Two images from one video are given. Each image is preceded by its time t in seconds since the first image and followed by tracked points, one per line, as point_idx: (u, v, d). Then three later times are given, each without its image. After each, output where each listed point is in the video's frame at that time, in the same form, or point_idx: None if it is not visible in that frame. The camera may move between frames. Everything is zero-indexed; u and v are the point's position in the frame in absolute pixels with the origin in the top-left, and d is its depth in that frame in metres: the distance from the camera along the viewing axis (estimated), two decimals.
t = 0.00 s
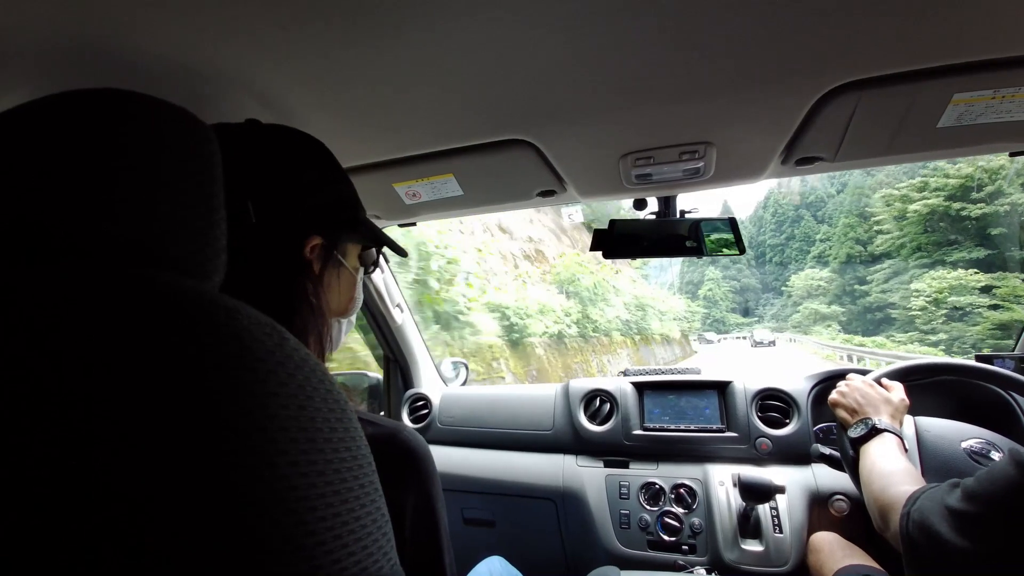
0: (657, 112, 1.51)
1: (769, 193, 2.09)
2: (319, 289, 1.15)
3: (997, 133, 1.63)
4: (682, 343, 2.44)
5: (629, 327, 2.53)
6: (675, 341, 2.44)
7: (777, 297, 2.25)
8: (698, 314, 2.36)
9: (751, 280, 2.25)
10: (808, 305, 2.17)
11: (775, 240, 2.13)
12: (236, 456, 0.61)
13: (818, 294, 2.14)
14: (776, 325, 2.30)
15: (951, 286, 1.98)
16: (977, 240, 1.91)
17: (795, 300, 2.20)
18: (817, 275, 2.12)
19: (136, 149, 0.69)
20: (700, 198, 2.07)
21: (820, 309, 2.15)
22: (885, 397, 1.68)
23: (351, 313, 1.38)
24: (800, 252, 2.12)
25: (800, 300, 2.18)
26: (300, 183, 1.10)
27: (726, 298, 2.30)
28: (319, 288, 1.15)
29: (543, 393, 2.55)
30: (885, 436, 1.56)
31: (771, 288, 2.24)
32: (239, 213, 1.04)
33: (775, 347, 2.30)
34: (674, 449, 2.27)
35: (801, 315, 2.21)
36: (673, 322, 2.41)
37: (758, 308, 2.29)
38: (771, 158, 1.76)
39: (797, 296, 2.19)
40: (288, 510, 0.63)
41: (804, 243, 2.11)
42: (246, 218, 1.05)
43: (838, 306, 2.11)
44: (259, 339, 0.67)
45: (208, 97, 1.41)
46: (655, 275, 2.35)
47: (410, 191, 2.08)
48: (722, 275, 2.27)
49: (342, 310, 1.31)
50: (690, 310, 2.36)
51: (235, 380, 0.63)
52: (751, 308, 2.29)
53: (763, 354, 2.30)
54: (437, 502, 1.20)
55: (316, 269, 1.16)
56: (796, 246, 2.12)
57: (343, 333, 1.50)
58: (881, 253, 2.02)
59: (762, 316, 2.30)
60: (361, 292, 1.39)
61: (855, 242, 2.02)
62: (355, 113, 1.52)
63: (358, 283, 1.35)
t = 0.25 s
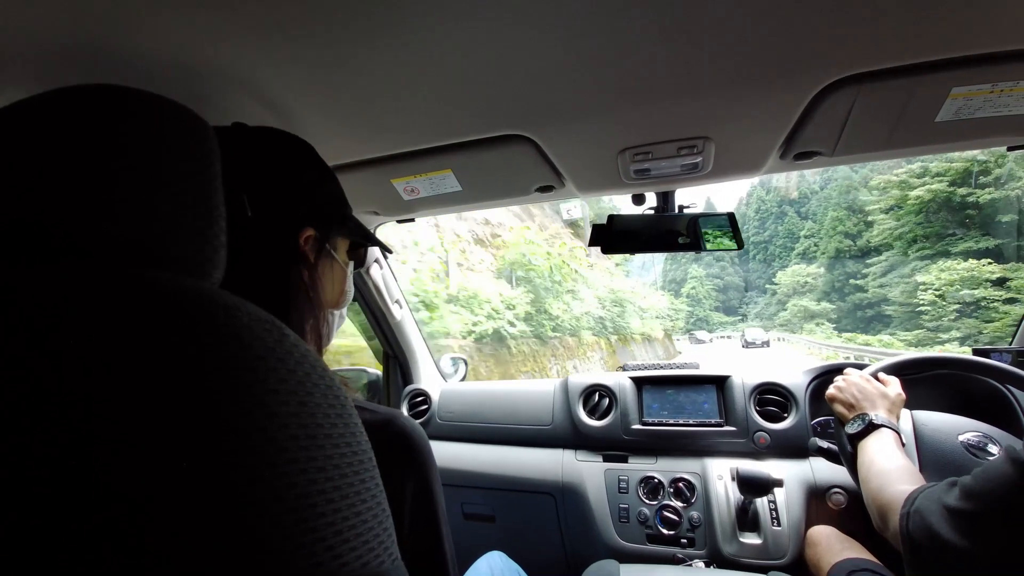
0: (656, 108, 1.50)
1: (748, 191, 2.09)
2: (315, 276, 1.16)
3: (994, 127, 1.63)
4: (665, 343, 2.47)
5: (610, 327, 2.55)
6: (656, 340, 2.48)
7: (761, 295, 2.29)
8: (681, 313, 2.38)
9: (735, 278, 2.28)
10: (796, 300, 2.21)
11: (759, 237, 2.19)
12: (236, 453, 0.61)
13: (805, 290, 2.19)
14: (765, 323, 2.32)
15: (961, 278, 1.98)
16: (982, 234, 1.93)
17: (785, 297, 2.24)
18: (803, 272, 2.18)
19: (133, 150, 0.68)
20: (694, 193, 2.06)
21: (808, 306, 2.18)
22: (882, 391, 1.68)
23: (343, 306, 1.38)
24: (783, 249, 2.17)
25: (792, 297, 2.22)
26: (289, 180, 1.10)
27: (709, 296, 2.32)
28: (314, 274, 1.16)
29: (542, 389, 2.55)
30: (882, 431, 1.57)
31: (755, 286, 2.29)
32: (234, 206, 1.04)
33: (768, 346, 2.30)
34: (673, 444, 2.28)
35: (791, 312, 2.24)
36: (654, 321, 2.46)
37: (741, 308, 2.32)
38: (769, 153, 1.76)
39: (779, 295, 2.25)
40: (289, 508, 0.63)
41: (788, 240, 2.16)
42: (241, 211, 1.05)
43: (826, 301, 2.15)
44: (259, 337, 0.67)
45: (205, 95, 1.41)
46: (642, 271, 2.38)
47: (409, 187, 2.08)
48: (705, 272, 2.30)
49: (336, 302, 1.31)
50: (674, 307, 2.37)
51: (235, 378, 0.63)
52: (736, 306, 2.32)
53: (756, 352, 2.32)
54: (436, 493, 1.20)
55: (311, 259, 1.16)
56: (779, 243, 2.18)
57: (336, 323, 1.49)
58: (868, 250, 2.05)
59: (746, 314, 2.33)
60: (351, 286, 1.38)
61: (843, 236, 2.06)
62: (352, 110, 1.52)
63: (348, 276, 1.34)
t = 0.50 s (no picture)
0: (652, 110, 1.51)
1: (740, 198, 2.12)
2: (312, 282, 1.15)
3: (990, 126, 1.63)
4: (647, 344, 2.47)
5: (600, 325, 2.51)
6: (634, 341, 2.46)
7: (745, 293, 2.26)
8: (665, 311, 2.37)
9: (719, 276, 2.26)
10: (786, 295, 2.17)
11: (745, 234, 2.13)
12: (236, 459, 0.61)
13: (793, 287, 2.15)
14: (754, 321, 2.29)
15: (981, 268, 1.96)
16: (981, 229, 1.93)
17: (774, 294, 2.20)
18: (790, 268, 2.14)
19: (128, 154, 0.68)
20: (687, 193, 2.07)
21: (798, 302, 2.15)
22: (878, 396, 1.69)
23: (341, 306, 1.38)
24: (769, 246, 2.15)
25: (782, 293, 2.18)
26: (287, 182, 1.10)
27: (693, 294, 2.31)
28: (312, 281, 1.15)
29: (542, 392, 2.55)
30: (883, 438, 1.56)
31: (740, 284, 2.25)
32: (228, 212, 1.05)
33: (767, 347, 2.28)
34: (675, 446, 2.28)
35: (779, 309, 2.20)
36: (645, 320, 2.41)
37: (726, 305, 2.29)
38: (766, 153, 1.77)
39: (762, 293, 2.23)
40: (289, 513, 0.63)
41: (773, 236, 2.14)
42: (234, 217, 1.06)
43: (816, 298, 2.12)
44: (257, 342, 0.67)
45: (203, 100, 1.41)
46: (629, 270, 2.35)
47: (406, 191, 2.08)
48: (689, 270, 2.30)
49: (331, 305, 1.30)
50: (657, 306, 2.36)
51: (234, 384, 0.63)
52: (720, 304, 2.29)
53: (753, 353, 2.30)
54: (436, 496, 1.20)
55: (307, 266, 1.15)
56: (764, 240, 2.15)
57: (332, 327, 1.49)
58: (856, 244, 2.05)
59: (731, 314, 2.30)
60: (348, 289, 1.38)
61: (835, 229, 2.06)
62: (349, 114, 1.52)
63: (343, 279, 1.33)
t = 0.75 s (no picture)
0: (647, 112, 1.52)
1: (734, 197, 2.10)
2: (306, 288, 1.16)
3: (982, 126, 1.64)
4: (629, 346, 2.48)
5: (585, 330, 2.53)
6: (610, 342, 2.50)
7: (730, 292, 2.28)
8: (648, 309, 2.38)
9: (703, 275, 2.29)
10: (778, 291, 2.17)
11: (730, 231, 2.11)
12: (233, 465, 0.60)
13: (783, 284, 2.15)
14: (742, 320, 2.30)
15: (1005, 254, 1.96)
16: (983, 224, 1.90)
17: (764, 291, 2.21)
18: (779, 263, 2.14)
19: (123, 161, 0.68)
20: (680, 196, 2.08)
21: (790, 299, 2.15)
22: (873, 403, 1.69)
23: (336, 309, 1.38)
24: (755, 242, 2.13)
25: (774, 289, 2.18)
26: (281, 187, 1.09)
27: (676, 292, 2.33)
28: (305, 286, 1.15)
29: (541, 396, 2.54)
30: (881, 449, 1.58)
31: (725, 282, 2.28)
32: (220, 220, 1.04)
33: (768, 351, 2.28)
34: (673, 448, 2.28)
35: (771, 306, 2.21)
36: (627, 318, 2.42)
37: (710, 305, 2.30)
38: (760, 155, 1.78)
39: (747, 291, 2.24)
40: (287, 520, 0.62)
41: (759, 232, 2.13)
42: (228, 225, 1.05)
43: (807, 294, 2.13)
44: (254, 348, 0.66)
45: (198, 107, 1.41)
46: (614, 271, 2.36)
47: (402, 196, 2.08)
48: (672, 268, 2.30)
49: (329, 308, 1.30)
50: (640, 303, 2.38)
51: (231, 390, 0.62)
52: (704, 304, 2.31)
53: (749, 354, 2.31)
54: (434, 503, 1.19)
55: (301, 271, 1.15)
56: (749, 237, 2.13)
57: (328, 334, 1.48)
58: (847, 238, 2.04)
59: (716, 313, 2.30)
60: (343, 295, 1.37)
61: (827, 221, 2.06)
62: (345, 119, 1.52)
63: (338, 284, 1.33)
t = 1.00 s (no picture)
0: (642, 106, 1.51)
1: (726, 192, 2.05)
2: (310, 283, 1.15)
3: (973, 120, 1.65)
4: (608, 348, 2.55)
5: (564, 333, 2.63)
6: (584, 344, 2.59)
7: (716, 290, 2.32)
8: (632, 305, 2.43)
9: (689, 272, 2.29)
10: (771, 288, 2.22)
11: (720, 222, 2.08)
12: (229, 463, 0.60)
13: (774, 280, 2.20)
14: (727, 318, 2.33)
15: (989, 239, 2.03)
16: (968, 219, 2.00)
17: (752, 288, 2.26)
18: (768, 258, 2.18)
19: (114, 159, 0.67)
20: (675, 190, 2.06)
21: (785, 295, 2.20)
22: (863, 404, 1.69)
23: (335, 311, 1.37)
24: (744, 238, 2.16)
25: (765, 286, 2.23)
26: (282, 186, 1.09)
27: (662, 291, 2.35)
28: (309, 283, 1.14)
29: (536, 391, 2.55)
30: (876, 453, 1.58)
31: (711, 280, 2.31)
32: (229, 218, 1.03)
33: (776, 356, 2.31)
34: (668, 439, 2.29)
35: (763, 303, 2.25)
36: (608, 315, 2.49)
37: (696, 304, 2.35)
38: (753, 150, 1.78)
39: (734, 289, 2.30)
40: (285, 517, 0.62)
41: (747, 227, 2.13)
42: (236, 223, 1.04)
43: (797, 289, 2.19)
44: (249, 345, 0.66)
45: (189, 103, 1.39)
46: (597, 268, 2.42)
47: (396, 191, 2.07)
48: (657, 266, 2.32)
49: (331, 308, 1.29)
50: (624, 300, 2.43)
51: (227, 387, 0.62)
52: (690, 303, 2.35)
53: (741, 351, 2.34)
54: (434, 499, 1.20)
55: (307, 269, 1.15)
56: (739, 232, 2.14)
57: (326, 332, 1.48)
58: (841, 232, 2.11)
59: (702, 312, 2.35)
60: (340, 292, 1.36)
61: (820, 213, 2.09)
62: (338, 115, 1.51)
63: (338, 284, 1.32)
